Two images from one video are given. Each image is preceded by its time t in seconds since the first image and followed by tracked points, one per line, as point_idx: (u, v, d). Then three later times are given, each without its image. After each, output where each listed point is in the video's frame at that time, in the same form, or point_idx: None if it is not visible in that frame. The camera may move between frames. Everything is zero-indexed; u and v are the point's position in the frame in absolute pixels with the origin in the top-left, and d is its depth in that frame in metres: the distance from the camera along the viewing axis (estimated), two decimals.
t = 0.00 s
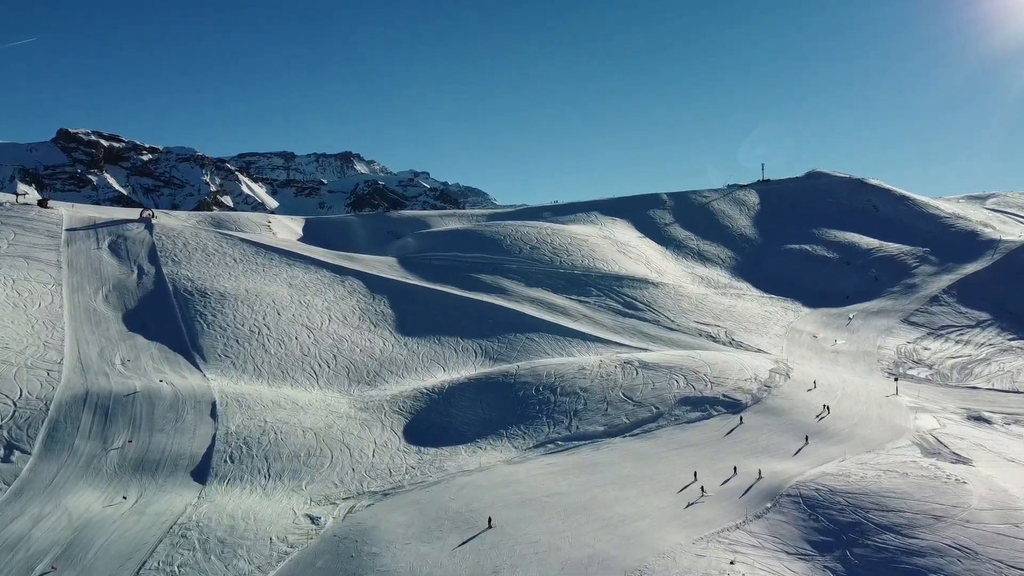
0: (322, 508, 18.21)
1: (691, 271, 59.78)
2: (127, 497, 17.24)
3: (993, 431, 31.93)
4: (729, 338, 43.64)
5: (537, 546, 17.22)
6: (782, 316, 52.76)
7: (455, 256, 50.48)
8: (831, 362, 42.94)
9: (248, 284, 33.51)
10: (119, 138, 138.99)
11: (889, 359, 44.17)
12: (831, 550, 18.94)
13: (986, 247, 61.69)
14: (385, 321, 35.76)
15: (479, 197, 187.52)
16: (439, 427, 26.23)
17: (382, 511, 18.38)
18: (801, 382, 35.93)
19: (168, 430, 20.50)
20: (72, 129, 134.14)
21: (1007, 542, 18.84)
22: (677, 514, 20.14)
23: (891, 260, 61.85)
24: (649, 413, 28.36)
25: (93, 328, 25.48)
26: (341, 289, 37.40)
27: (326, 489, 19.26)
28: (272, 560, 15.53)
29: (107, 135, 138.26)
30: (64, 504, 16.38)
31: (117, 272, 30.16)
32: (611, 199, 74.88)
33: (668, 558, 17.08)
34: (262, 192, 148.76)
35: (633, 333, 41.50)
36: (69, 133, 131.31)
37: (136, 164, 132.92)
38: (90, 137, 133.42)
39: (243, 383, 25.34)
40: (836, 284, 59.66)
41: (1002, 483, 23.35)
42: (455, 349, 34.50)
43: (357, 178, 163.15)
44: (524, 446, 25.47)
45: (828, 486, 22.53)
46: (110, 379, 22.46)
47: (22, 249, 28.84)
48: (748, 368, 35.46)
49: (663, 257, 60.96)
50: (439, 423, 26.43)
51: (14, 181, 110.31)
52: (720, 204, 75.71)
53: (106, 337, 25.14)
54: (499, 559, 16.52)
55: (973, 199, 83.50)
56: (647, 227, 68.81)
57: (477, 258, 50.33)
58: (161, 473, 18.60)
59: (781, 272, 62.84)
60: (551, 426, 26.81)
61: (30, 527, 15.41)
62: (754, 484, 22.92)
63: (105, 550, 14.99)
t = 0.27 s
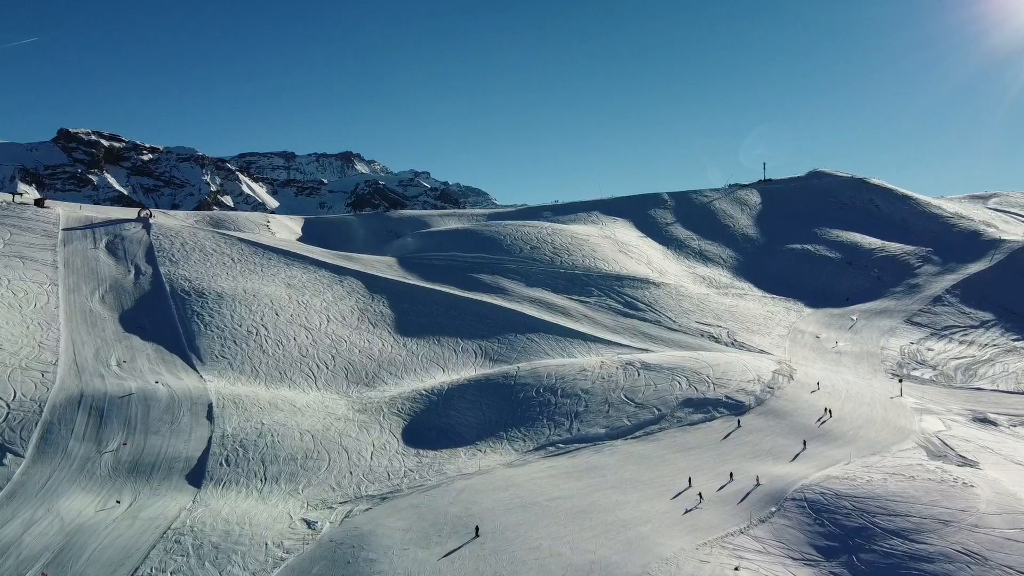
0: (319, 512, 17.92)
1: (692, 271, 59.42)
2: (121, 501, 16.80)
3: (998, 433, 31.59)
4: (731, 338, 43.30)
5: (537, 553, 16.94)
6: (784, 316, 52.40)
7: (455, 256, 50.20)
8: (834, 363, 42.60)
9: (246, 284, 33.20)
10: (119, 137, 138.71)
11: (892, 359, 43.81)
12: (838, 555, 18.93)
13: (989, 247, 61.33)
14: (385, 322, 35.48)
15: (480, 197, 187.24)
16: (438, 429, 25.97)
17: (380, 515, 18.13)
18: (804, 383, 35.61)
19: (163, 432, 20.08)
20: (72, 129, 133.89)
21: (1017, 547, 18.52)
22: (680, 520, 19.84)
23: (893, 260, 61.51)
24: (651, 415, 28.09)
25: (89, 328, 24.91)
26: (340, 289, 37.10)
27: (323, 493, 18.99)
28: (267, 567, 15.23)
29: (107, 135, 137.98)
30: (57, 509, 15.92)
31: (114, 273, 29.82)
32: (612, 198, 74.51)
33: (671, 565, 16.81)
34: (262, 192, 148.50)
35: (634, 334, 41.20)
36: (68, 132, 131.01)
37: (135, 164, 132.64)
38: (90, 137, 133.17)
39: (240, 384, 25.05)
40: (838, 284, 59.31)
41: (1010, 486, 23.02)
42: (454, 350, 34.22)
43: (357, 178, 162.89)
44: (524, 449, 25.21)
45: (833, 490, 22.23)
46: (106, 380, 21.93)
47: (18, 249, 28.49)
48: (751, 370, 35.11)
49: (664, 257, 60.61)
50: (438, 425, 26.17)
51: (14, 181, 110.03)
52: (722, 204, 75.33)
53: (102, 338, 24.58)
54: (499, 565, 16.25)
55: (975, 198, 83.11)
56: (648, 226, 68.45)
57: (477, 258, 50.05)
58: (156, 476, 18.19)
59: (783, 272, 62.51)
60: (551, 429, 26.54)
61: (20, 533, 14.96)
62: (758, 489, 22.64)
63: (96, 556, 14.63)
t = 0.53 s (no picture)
0: (320, 516, 17.65)
1: (698, 271, 58.98)
2: (119, 504, 16.51)
3: (1010, 436, 31.07)
4: (737, 339, 42.88)
5: (540, 559, 16.64)
6: (791, 317, 51.90)
7: (458, 256, 49.93)
8: (841, 364, 42.12)
9: (248, 284, 32.97)
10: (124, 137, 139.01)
11: (900, 360, 43.27)
12: (849, 561, 18.56)
13: (998, 246, 60.63)
14: (387, 322, 35.22)
15: (484, 196, 187.02)
16: (441, 431, 25.70)
17: (381, 519, 17.85)
18: (812, 385, 35.17)
19: (163, 434, 19.81)
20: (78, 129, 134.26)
21: None
22: (686, 526, 19.51)
23: (901, 260, 60.91)
24: (657, 417, 27.81)
25: (89, 328, 24.66)
26: (342, 289, 36.86)
27: (324, 497, 18.71)
28: (265, 572, 14.94)
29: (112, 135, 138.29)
30: (54, 513, 15.65)
31: (115, 273, 29.64)
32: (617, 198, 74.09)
33: (677, 572, 16.52)
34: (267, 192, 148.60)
35: (639, 334, 40.85)
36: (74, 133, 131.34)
37: (141, 164, 132.91)
38: (96, 138, 133.52)
39: (241, 385, 24.82)
40: (845, 284, 58.75)
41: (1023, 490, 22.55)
42: (458, 351, 33.94)
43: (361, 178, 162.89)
44: (528, 451, 24.92)
45: (842, 494, 21.84)
46: (106, 381, 21.67)
47: (19, 249, 28.31)
48: (758, 371, 34.69)
49: (670, 257, 60.18)
50: (441, 427, 25.89)
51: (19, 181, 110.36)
52: (727, 203, 74.82)
53: (102, 338, 24.34)
54: (501, 572, 15.95)
55: (984, 198, 82.30)
56: (653, 226, 68.02)
57: (481, 258, 49.76)
58: (155, 478, 17.92)
59: (789, 272, 61.99)
60: (556, 431, 26.24)
61: (16, 537, 14.70)
62: (766, 494, 22.28)
63: (93, 562, 14.35)
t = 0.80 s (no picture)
0: (320, 521, 17.39)
1: (703, 271, 58.55)
2: (117, 508, 16.24)
3: (1021, 438, 30.56)
4: (743, 340, 42.45)
5: (543, 565, 16.37)
6: (797, 317, 51.40)
7: (462, 256, 49.63)
8: (849, 365, 41.62)
9: (250, 284, 32.73)
10: (130, 138, 139.30)
11: (909, 361, 42.74)
12: (859, 568, 18.17)
13: (1007, 246, 59.95)
14: (390, 322, 34.96)
15: (489, 196, 186.75)
16: (443, 433, 25.42)
17: (382, 524, 17.58)
18: (820, 387, 34.71)
19: (163, 437, 19.56)
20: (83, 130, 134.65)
21: None
22: (693, 531, 19.16)
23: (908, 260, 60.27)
24: (663, 419, 27.52)
25: (90, 329, 24.41)
26: (345, 290, 36.62)
27: (324, 500, 18.45)
28: None
29: (117, 135, 138.56)
30: (50, 517, 15.37)
31: (116, 273, 29.43)
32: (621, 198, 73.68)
33: None
34: (271, 191, 148.68)
35: (644, 335, 40.51)
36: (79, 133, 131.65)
37: (145, 165, 133.19)
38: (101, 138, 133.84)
39: (243, 387, 24.58)
40: (852, 284, 58.20)
41: None
42: (461, 352, 33.64)
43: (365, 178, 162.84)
44: (532, 454, 24.61)
45: (852, 498, 21.46)
46: (105, 382, 21.39)
47: (20, 249, 28.13)
48: (765, 372, 34.26)
49: (675, 257, 59.73)
50: (444, 429, 25.62)
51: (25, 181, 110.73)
52: (733, 203, 74.30)
53: (102, 338, 24.09)
54: None
55: (991, 197, 81.51)
56: (658, 226, 67.58)
57: (485, 258, 49.47)
58: (154, 482, 17.64)
59: (795, 272, 61.46)
60: (561, 433, 25.92)
61: (11, 542, 14.42)
62: (773, 499, 21.87)
63: (89, 568, 14.06)
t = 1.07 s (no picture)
0: (322, 525, 17.20)
1: (710, 271, 58.09)
2: (116, 512, 16.00)
3: None
4: (751, 340, 42.00)
5: (548, 571, 16.10)
6: (805, 317, 50.87)
7: (467, 256, 49.35)
8: (859, 366, 41.08)
9: (253, 284, 32.54)
10: (136, 138, 139.74)
11: (919, 363, 42.13)
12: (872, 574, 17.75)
13: (1018, 246, 59.21)
14: (394, 323, 34.71)
15: (494, 196, 186.46)
16: (447, 435, 25.17)
17: (384, 529, 17.37)
18: (830, 388, 34.23)
19: (164, 439, 19.35)
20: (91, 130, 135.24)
21: None
22: (700, 536, 18.82)
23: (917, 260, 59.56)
24: (670, 421, 27.33)
25: (91, 329, 24.19)
26: (349, 290, 36.40)
27: (326, 504, 18.26)
28: None
29: (124, 136, 139.04)
30: (48, 521, 15.12)
31: (119, 273, 29.28)
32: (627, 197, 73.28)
33: None
34: (277, 191, 148.90)
35: (650, 335, 40.16)
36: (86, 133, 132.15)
37: (152, 165, 133.63)
38: (108, 138, 134.35)
39: (245, 388, 24.38)
40: (861, 284, 57.58)
41: None
42: (466, 353, 33.36)
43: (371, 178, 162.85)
44: (537, 457, 24.34)
45: (864, 503, 21.03)
46: (106, 383, 21.17)
47: (23, 249, 28.00)
48: (774, 373, 33.81)
49: (681, 257, 59.27)
50: (448, 431, 25.36)
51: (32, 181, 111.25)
52: (740, 202, 73.76)
53: (104, 339, 23.88)
54: None
55: (1002, 197, 80.54)
56: (664, 226, 67.13)
57: (490, 257, 49.18)
58: (153, 485, 17.39)
59: (803, 271, 60.85)
60: (566, 436, 25.67)
61: (7, 546, 14.16)
62: (783, 504, 21.47)
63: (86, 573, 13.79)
